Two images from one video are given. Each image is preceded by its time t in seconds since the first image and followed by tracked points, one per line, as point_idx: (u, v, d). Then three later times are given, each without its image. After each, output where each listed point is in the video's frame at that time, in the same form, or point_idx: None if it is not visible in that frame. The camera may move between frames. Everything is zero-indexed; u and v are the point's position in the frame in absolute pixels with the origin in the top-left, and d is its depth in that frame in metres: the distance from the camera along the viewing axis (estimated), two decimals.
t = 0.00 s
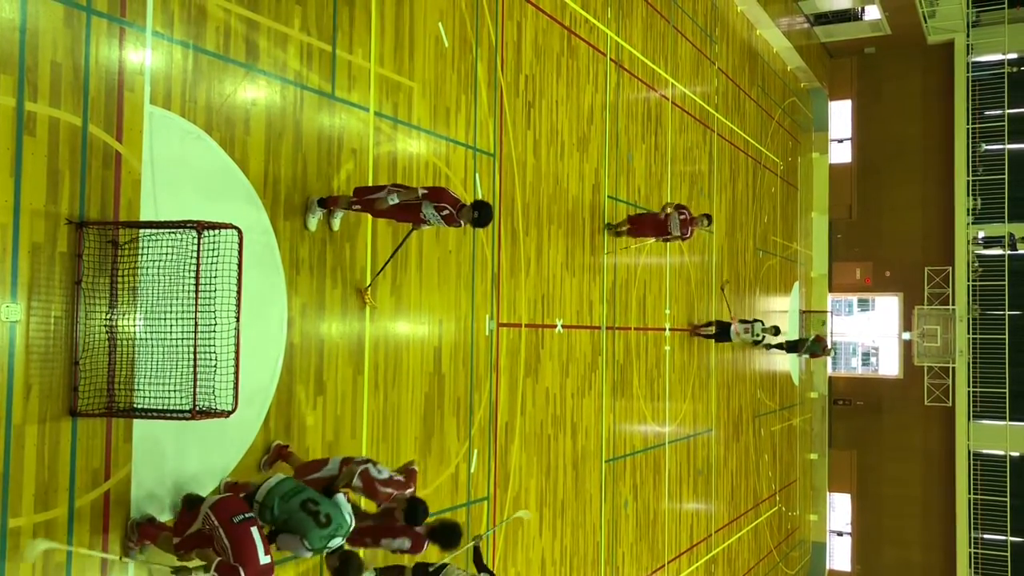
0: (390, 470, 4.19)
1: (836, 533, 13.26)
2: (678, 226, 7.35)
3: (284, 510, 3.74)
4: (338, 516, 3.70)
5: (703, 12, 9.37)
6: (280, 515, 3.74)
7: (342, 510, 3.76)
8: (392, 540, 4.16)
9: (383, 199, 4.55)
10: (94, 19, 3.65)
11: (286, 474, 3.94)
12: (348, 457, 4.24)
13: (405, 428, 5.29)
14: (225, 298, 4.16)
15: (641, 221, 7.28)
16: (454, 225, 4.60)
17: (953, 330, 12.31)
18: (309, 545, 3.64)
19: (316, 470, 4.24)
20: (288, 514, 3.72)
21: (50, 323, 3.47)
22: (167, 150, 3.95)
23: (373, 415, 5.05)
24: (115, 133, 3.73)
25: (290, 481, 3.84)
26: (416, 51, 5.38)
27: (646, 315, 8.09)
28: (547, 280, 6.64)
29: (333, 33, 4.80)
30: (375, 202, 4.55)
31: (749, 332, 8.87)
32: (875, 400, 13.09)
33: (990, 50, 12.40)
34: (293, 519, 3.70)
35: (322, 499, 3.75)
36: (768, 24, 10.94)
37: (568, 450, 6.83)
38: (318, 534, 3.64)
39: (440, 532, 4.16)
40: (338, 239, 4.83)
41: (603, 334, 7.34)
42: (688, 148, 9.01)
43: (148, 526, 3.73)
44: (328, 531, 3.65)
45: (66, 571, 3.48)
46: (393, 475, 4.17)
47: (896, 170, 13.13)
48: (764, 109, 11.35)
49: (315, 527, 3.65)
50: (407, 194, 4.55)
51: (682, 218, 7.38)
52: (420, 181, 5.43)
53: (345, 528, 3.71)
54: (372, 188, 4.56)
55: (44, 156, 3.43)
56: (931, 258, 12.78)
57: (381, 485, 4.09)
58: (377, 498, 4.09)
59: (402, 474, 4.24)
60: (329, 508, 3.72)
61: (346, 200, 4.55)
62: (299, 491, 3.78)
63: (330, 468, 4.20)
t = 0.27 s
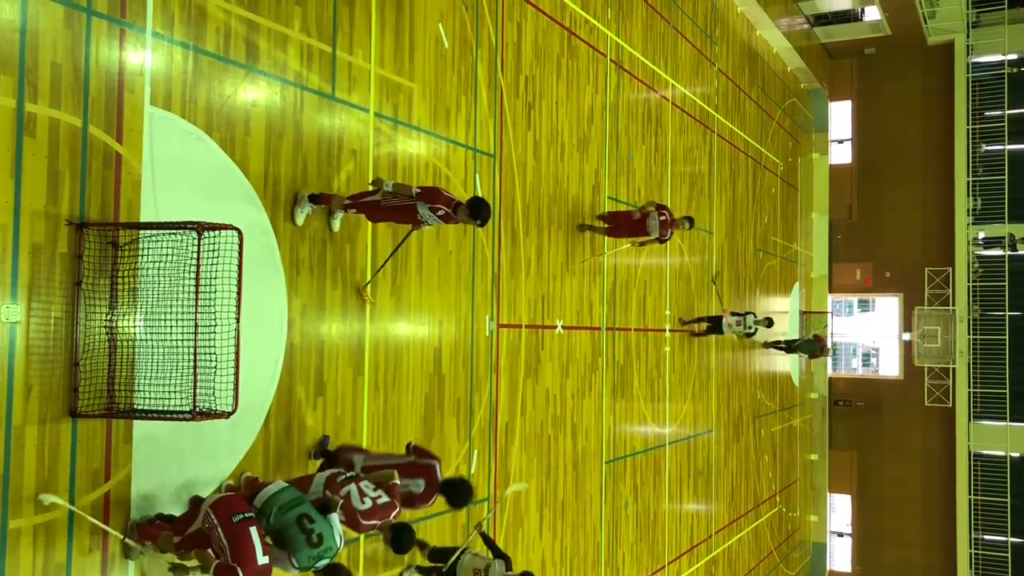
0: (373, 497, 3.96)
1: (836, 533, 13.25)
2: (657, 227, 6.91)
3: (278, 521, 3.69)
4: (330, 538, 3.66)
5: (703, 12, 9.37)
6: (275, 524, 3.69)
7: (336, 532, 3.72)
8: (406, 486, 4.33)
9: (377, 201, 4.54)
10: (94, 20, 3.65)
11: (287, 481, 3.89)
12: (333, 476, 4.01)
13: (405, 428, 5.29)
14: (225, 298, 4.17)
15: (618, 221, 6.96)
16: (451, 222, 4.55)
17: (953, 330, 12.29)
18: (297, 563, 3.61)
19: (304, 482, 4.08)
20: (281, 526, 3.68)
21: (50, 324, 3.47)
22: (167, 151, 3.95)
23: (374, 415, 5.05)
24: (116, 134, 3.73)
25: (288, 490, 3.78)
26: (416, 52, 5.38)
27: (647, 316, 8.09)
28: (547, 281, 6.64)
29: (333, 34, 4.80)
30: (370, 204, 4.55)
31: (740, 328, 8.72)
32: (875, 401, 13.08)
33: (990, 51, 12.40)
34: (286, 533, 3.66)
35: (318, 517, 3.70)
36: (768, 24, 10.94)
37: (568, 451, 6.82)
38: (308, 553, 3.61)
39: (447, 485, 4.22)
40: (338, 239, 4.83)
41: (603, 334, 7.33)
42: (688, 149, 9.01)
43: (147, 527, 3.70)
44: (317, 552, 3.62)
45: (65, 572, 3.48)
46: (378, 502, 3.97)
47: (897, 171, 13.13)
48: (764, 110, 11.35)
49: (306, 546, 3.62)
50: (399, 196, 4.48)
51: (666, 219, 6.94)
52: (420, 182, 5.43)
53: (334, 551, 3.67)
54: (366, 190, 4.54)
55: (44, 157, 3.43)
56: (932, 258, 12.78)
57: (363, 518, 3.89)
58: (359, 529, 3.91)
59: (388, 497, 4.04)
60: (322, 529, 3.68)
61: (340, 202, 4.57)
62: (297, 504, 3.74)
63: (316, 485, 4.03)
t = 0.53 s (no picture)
0: (364, 506, 4.13)
1: (836, 533, 13.24)
2: (645, 223, 6.75)
3: (270, 525, 3.75)
4: (321, 546, 3.74)
5: (702, 13, 9.37)
6: (269, 527, 3.75)
7: (327, 539, 3.80)
8: (417, 450, 4.22)
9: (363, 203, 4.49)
10: (93, 21, 3.65)
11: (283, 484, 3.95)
12: (322, 485, 4.16)
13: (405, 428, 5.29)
14: (226, 299, 4.17)
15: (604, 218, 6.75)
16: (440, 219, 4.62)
17: (953, 330, 12.17)
18: (286, 568, 3.69)
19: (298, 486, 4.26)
20: (275, 529, 3.74)
21: (50, 325, 3.47)
22: (168, 151, 3.95)
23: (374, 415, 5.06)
24: (116, 135, 3.73)
25: (283, 495, 3.85)
26: (416, 53, 5.38)
27: (646, 316, 8.09)
28: (547, 281, 6.64)
29: (333, 35, 4.80)
30: (356, 206, 4.51)
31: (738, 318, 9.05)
32: (875, 401, 13.09)
33: (990, 51, 12.40)
34: (279, 537, 3.72)
35: (311, 523, 3.77)
36: (768, 24, 10.94)
37: (568, 451, 6.83)
38: (298, 560, 3.68)
39: (457, 456, 4.16)
40: (338, 240, 4.83)
41: (603, 335, 7.34)
42: (688, 149, 9.01)
43: (147, 527, 3.69)
44: (308, 558, 3.70)
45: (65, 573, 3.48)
46: (366, 511, 4.12)
47: (896, 171, 13.14)
48: (764, 110, 11.35)
49: (297, 552, 3.69)
50: (387, 202, 4.46)
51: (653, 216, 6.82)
52: (420, 183, 5.43)
53: (324, 559, 3.75)
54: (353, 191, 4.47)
55: (44, 158, 3.43)
56: (931, 258, 12.78)
57: (351, 529, 4.05)
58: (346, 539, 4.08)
59: (377, 507, 4.19)
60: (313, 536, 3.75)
61: (327, 205, 4.52)
62: (292, 508, 3.80)
63: (307, 489, 4.19)
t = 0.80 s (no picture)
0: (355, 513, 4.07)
1: (835, 533, 13.22)
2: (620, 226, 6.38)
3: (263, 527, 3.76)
4: (314, 545, 3.74)
5: (701, 12, 9.36)
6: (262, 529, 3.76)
7: (320, 538, 3.80)
8: (422, 420, 4.39)
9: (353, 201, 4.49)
10: (91, 20, 3.65)
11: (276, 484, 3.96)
12: (314, 488, 4.10)
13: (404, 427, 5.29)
14: (224, 298, 4.17)
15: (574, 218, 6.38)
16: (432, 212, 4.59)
17: (951, 329, 12.31)
18: (280, 569, 3.67)
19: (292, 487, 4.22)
20: (268, 531, 3.75)
21: (48, 325, 3.47)
22: (167, 151, 3.95)
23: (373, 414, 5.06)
24: (114, 134, 3.73)
25: (276, 496, 3.86)
26: (414, 52, 5.38)
27: (645, 315, 8.08)
28: (546, 281, 6.64)
29: (332, 34, 4.80)
30: (346, 204, 4.51)
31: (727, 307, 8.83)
32: (873, 400, 13.10)
33: (988, 50, 12.40)
34: (272, 538, 3.73)
35: (304, 523, 3.78)
36: (767, 24, 10.94)
37: (567, 450, 6.82)
38: (291, 560, 3.68)
39: (459, 429, 4.39)
40: (336, 239, 4.83)
41: (601, 334, 7.33)
42: (686, 148, 9.01)
43: (146, 527, 3.70)
44: (302, 558, 3.69)
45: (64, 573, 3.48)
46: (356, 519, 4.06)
47: (895, 171, 13.15)
48: (763, 110, 11.35)
49: (290, 552, 3.69)
50: (375, 204, 4.46)
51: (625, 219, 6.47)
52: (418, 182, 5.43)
53: (317, 559, 3.75)
54: (341, 191, 4.45)
55: (43, 157, 3.43)
56: (930, 257, 12.79)
57: (340, 535, 3.99)
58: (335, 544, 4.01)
59: (367, 514, 4.14)
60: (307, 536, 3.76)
61: (318, 206, 4.53)
62: (286, 508, 3.81)
63: (299, 490, 4.14)
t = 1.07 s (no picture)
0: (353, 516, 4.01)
1: (832, 530, 13.31)
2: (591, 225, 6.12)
3: (265, 527, 3.77)
4: (317, 542, 3.75)
5: (698, 10, 9.37)
6: (262, 529, 3.77)
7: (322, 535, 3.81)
8: (424, 416, 4.39)
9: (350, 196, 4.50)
10: (89, 19, 3.65)
11: (275, 483, 3.97)
12: (314, 489, 4.09)
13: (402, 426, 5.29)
14: (222, 298, 4.18)
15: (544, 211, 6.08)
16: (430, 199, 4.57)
17: (950, 328, 12.24)
18: (283, 568, 3.69)
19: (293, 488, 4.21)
20: (270, 530, 3.76)
21: (47, 323, 3.47)
22: (165, 150, 3.96)
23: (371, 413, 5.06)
24: (112, 133, 3.73)
25: (276, 495, 3.87)
26: (412, 51, 5.38)
27: (643, 313, 8.08)
28: (544, 279, 6.63)
29: (330, 33, 4.80)
30: (344, 200, 4.52)
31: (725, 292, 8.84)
32: (872, 398, 13.10)
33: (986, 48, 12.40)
34: (274, 537, 3.74)
35: (305, 521, 3.79)
36: (764, 22, 10.95)
37: (564, 448, 6.82)
38: (294, 558, 3.69)
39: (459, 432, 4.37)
40: (334, 237, 4.83)
41: (599, 332, 7.33)
42: (684, 147, 9.01)
43: (145, 526, 3.70)
44: (304, 556, 3.71)
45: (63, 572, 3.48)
46: (357, 520, 4.01)
47: (893, 169, 13.15)
48: (760, 108, 11.36)
49: (293, 550, 3.70)
50: (371, 197, 4.45)
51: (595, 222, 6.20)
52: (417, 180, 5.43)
53: (320, 556, 3.77)
54: (337, 189, 4.46)
55: (40, 156, 3.43)
56: (928, 256, 12.79)
57: (340, 536, 3.94)
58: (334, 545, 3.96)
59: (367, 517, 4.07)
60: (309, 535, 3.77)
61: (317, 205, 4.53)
62: (285, 506, 3.82)
63: (300, 490, 4.13)
